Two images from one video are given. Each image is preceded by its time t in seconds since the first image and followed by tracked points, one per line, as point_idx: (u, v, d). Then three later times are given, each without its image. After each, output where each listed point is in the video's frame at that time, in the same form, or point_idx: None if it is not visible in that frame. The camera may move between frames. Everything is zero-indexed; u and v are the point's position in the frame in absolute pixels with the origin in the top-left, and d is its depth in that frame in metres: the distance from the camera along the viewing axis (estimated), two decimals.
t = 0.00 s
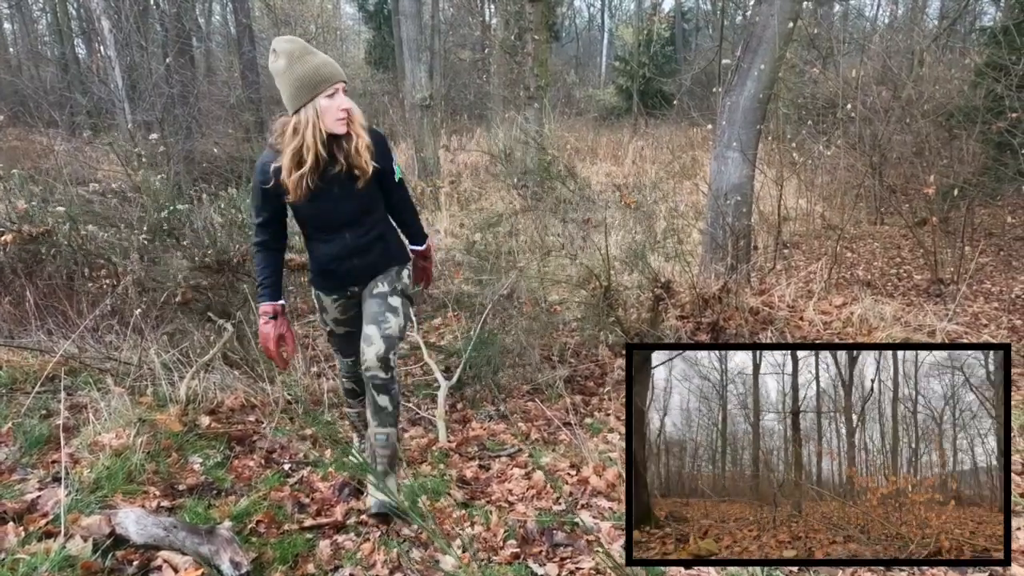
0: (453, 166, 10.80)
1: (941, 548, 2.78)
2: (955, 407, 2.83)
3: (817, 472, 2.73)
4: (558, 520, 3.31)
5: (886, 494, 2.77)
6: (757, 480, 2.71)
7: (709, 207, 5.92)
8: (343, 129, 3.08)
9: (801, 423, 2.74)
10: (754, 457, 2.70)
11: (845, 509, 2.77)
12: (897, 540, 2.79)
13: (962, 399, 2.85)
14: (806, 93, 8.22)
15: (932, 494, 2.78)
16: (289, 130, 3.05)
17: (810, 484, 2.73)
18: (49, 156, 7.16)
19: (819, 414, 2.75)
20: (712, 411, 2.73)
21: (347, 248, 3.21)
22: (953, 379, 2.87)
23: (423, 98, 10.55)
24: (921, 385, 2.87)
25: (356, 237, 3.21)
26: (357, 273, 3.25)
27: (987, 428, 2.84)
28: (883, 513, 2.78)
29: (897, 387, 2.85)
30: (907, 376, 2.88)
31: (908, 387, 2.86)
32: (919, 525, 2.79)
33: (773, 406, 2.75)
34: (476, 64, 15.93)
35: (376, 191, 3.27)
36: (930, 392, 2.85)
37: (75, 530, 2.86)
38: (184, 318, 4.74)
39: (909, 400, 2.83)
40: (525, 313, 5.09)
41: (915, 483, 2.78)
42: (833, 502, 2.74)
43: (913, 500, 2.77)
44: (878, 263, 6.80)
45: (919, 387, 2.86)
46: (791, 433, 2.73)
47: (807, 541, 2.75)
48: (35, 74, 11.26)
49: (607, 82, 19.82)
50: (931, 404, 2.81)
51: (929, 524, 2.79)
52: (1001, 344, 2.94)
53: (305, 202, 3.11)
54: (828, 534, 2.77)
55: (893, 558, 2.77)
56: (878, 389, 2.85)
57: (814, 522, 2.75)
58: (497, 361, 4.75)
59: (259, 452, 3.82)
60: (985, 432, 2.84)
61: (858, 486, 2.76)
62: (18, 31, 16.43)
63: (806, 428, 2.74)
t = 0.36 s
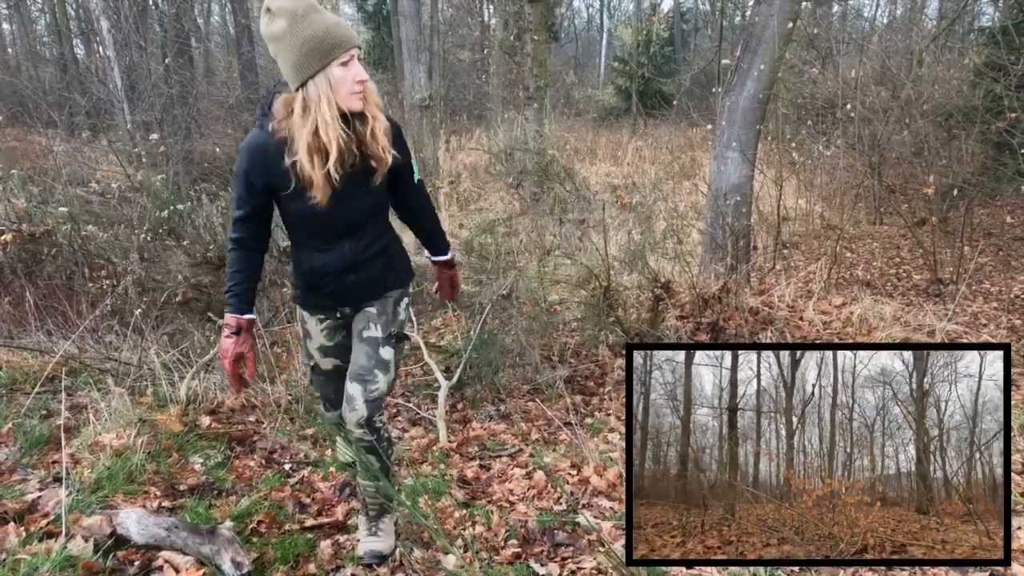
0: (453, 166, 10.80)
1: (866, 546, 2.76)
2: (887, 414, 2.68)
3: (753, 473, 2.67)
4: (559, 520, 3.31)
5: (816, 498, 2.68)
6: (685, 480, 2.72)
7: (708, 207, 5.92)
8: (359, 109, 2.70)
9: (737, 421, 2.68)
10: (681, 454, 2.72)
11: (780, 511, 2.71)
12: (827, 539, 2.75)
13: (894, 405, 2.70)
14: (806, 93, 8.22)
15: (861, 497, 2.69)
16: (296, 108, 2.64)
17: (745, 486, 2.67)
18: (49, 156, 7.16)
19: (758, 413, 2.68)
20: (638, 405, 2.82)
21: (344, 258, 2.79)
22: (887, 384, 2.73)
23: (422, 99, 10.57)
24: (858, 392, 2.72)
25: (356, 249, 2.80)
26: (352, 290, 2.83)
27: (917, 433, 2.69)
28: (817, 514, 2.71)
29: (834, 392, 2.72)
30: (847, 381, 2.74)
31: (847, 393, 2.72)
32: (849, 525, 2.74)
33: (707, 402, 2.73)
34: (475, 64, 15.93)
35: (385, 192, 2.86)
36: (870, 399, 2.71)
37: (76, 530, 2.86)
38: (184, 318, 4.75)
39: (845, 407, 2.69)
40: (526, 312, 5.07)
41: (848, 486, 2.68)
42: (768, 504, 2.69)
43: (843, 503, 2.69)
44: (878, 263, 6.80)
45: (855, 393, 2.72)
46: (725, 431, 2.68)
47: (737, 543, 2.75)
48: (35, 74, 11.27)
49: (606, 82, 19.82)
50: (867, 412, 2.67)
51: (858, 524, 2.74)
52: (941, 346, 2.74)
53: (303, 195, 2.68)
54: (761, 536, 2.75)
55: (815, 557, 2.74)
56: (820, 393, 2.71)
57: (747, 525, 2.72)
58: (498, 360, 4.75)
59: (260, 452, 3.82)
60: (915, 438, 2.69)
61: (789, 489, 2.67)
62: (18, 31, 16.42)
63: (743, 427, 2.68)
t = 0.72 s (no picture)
0: (452, 167, 10.79)
1: (794, 548, 2.77)
2: (820, 417, 2.75)
3: (675, 471, 2.81)
4: (558, 521, 3.31)
5: (742, 500, 2.75)
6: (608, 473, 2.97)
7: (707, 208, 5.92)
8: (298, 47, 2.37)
9: (658, 415, 2.93)
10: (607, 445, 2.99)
11: (704, 514, 2.78)
12: (755, 543, 2.79)
13: (828, 409, 2.76)
14: (804, 94, 8.23)
15: (790, 498, 2.74)
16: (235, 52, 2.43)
17: (666, 484, 2.83)
18: (47, 158, 7.15)
19: (682, 408, 2.90)
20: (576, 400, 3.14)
21: (302, 218, 2.47)
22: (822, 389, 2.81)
23: (421, 100, 10.57)
24: (792, 394, 2.82)
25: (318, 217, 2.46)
26: (319, 267, 2.52)
27: (847, 436, 2.72)
28: (745, 517, 2.78)
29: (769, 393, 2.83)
30: (783, 383, 2.85)
31: (782, 394, 2.82)
32: (777, 527, 2.78)
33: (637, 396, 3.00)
34: (473, 66, 15.92)
35: (356, 148, 2.43)
36: (806, 402, 2.79)
37: (75, 531, 2.85)
38: (182, 320, 4.73)
39: (778, 408, 2.77)
40: (524, 313, 5.08)
41: (779, 488, 2.75)
42: (691, 507, 2.80)
43: (771, 505, 2.75)
44: (876, 263, 6.81)
45: (789, 397, 2.80)
46: (648, 424, 2.92)
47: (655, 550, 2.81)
48: (33, 75, 11.25)
49: (604, 83, 19.82)
50: (801, 414, 2.74)
51: (785, 526, 2.78)
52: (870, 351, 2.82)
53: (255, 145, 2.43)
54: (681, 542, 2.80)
55: (737, 557, 2.79)
56: (755, 392, 2.84)
57: (665, 530, 2.84)
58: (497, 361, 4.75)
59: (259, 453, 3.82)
60: (845, 441, 2.71)
61: (717, 489, 2.77)
62: (15, 32, 16.37)
63: (668, 421, 2.89)
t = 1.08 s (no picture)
0: (451, 168, 10.79)
1: (749, 548, 2.58)
2: (780, 414, 2.51)
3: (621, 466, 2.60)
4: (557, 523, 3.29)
5: (696, 500, 2.52)
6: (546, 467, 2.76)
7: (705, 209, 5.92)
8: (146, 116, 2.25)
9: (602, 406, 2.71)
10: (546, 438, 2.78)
11: (652, 512, 2.62)
12: (710, 543, 2.57)
13: (788, 407, 2.52)
14: (801, 95, 8.24)
15: (746, 498, 2.51)
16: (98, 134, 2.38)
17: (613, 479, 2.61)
18: (45, 160, 7.16)
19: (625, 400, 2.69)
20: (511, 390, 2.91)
21: (214, 301, 2.46)
22: (781, 384, 2.57)
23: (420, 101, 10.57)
24: (750, 389, 2.57)
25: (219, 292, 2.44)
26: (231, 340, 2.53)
27: (806, 435, 2.50)
28: (698, 518, 2.57)
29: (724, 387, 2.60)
30: (742, 377, 2.60)
31: (740, 388, 2.57)
32: (732, 527, 2.57)
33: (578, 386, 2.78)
34: (472, 67, 15.91)
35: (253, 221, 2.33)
36: (765, 398, 2.54)
37: (71, 534, 2.89)
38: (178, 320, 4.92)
39: (736, 405, 2.54)
40: (523, 314, 5.08)
41: (735, 488, 2.50)
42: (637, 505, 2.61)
43: (727, 506, 2.52)
44: (874, 264, 6.82)
45: (744, 393, 2.56)
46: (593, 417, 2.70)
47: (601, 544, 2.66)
48: (31, 77, 11.27)
49: (603, 85, 19.83)
50: (761, 410, 2.50)
51: (740, 526, 2.57)
52: (831, 348, 2.60)
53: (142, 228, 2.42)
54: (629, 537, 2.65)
55: (688, 558, 2.58)
56: (712, 386, 2.60)
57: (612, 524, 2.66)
58: (495, 362, 4.75)
59: (257, 455, 3.82)
60: (804, 440, 2.51)
61: (667, 486, 2.56)
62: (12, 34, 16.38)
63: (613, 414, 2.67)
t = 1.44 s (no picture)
0: (450, 170, 10.79)
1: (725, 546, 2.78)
2: (755, 412, 2.77)
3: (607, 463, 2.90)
4: (556, 526, 3.29)
5: (672, 499, 2.78)
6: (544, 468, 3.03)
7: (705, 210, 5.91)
8: None
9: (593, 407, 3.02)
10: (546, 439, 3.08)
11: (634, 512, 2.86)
12: (686, 542, 2.78)
13: (763, 405, 2.79)
14: (800, 97, 8.25)
15: (721, 498, 2.74)
16: None
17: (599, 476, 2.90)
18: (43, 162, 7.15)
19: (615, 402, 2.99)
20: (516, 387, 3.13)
21: None
22: (758, 383, 2.83)
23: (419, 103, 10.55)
24: (728, 388, 2.84)
25: None
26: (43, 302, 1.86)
27: (780, 434, 2.75)
28: (673, 518, 2.81)
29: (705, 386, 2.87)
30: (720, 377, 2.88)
31: (715, 385, 2.86)
32: (709, 526, 2.78)
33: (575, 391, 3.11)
34: (471, 69, 15.90)
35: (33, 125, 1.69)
36: (740, 395, 2.82)
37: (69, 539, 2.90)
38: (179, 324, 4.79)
39: (712, 403, 2.81)
40: (522, 316, 5.08)
41: (711, 487, 2.74)
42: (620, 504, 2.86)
43: (705, 504, 2.75)
44: (873, 266, 6.81)
45: (722, 391, 2.83)
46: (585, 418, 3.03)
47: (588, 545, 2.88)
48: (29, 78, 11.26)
49: (602, 86, 19.80)
50: (735, 407, 2.77)
51: (716, 524, 2.78)
52: (810, 350, 2.84)
53: None
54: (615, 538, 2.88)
55: (667, 558, 2.75)
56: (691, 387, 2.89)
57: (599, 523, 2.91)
58: (495, 363, 4.74)
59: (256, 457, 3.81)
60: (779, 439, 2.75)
61: (650, 485, 2.83)
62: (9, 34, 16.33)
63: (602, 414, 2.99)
